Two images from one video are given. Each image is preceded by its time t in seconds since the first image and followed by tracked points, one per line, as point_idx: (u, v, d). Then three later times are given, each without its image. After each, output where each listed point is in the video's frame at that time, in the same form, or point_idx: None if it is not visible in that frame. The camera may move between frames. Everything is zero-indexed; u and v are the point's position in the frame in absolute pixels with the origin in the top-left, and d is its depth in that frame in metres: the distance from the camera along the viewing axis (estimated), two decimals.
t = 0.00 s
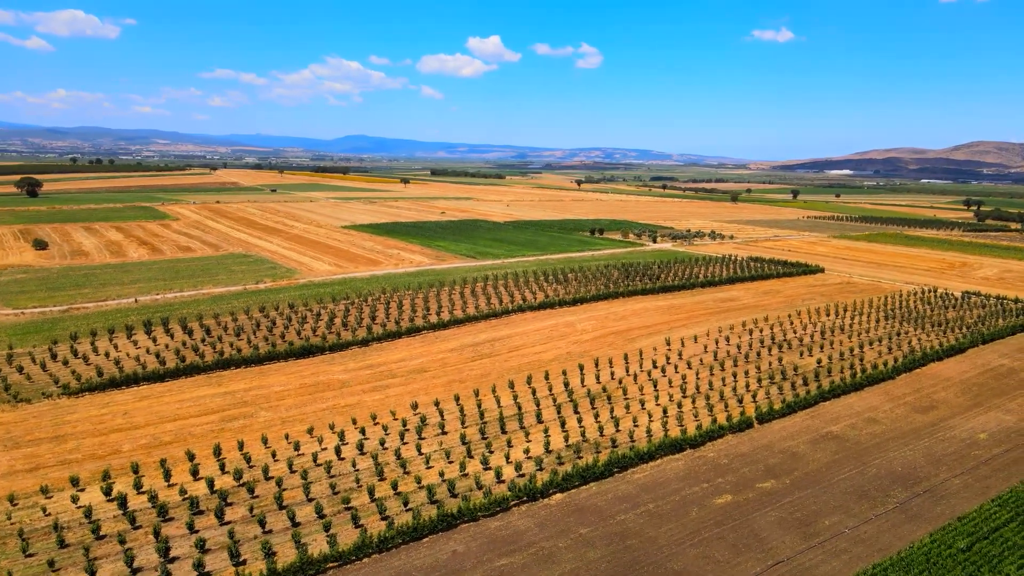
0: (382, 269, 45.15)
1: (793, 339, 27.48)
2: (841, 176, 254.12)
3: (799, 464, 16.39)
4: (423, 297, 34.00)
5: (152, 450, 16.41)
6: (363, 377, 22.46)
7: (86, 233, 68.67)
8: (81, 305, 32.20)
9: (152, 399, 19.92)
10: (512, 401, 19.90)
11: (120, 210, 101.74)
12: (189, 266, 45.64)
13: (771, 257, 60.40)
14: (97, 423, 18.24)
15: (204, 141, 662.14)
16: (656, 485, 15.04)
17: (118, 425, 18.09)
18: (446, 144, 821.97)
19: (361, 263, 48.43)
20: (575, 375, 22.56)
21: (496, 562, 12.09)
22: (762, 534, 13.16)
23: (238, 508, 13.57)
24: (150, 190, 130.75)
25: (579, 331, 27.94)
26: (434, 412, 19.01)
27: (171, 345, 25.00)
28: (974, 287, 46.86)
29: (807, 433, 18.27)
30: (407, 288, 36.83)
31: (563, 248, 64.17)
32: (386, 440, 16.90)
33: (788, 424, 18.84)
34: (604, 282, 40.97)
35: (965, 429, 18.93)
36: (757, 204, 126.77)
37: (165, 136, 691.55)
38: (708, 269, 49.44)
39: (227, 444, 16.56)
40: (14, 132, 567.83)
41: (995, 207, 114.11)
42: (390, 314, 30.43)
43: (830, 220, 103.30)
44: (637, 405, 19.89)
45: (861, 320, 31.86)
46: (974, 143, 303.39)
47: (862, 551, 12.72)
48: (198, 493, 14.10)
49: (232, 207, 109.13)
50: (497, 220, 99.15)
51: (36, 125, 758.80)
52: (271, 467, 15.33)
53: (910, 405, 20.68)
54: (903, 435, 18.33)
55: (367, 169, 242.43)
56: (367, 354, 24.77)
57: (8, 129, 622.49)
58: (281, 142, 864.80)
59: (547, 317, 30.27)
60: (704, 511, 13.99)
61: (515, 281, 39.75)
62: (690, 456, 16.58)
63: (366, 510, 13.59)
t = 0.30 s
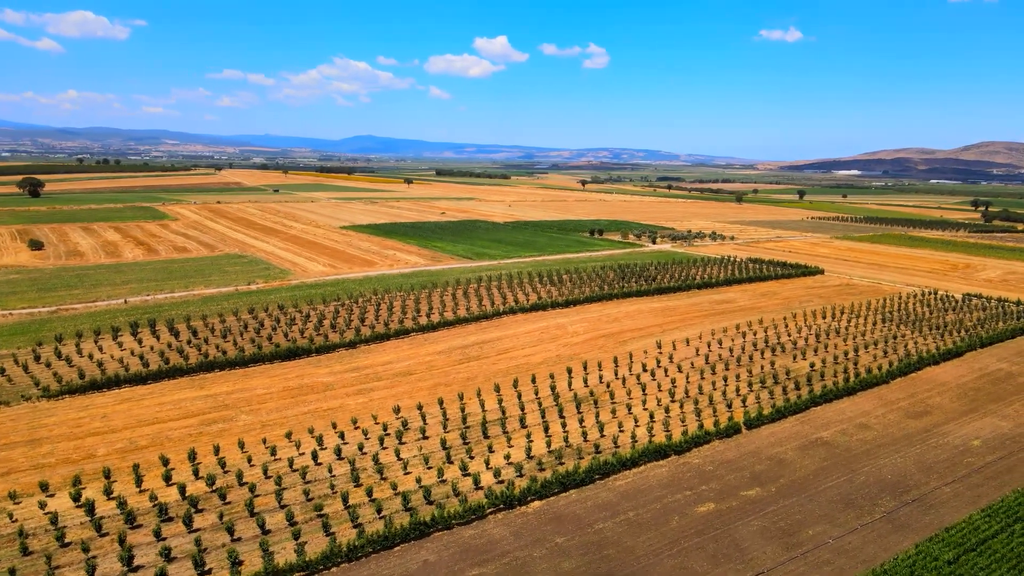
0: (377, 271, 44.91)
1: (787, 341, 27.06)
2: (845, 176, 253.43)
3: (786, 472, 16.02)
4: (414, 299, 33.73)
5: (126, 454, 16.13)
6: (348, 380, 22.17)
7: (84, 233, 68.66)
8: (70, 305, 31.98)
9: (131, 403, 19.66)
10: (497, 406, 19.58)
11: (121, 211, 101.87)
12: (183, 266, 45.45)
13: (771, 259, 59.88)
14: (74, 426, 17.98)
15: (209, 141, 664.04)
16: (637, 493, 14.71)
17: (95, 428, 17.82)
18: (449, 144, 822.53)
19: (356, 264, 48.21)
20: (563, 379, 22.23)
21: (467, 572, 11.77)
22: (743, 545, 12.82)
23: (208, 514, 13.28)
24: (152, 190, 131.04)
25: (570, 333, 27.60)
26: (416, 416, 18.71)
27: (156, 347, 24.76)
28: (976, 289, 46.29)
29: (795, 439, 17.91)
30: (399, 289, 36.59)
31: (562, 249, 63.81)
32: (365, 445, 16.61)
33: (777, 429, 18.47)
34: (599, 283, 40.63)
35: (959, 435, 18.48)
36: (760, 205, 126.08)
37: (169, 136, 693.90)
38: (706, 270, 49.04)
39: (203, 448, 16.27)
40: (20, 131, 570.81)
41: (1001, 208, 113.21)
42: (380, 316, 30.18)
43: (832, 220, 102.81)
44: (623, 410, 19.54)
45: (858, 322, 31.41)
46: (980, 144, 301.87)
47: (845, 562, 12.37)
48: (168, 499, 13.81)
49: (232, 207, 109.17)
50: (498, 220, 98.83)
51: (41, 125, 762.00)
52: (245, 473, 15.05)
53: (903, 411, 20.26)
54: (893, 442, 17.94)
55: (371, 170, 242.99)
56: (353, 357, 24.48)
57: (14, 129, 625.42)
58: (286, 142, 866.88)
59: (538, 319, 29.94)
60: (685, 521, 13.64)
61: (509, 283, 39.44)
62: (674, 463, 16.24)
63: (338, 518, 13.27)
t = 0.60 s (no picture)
0: (375, 271, 44.76)
1: (785, 344, 26.60)
2: (854, 176, 251.67)
3: (776, 478, 15.70)
4: (410, 301, 33.53)
5: (108, 457, 15.98)
6: (338, 382, 21.97)
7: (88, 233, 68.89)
8: (65, 305, 31.94)
9: (117, 404, 19.54)
10: (486, 409, 19.32)
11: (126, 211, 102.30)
12: (183, 266, 45.45)
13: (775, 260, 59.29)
14: (59, 427, 17.85)
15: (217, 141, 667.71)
16: (622, 499, 14.44)
17: (79, 430, 17.67)
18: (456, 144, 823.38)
19: (355, 264, 48.07)
20: (554, 381, 21.94)
21: None
22: (727, 553, 12.54)
23: (185, 519, 13.10)
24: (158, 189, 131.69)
25: (565, 335, 27.31)
26: (403, 419, 18.47)
27: (147, 348, 24.67)
28: (983, 291, 45.57)
29: (787, 445, 17.57)
30: (396, 290, 36.42)
31: (564, 249, 63.48)
32: (349, 448, 16.40)
33: (770, 434, 18.13)
34: (598, 284, 40.29)
35: (956, 441, 18.05)
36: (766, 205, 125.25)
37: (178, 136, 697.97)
38: (708, 271, 48.59)
39: (185, 451, 16.11)
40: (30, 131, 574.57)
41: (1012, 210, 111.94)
42: (374, 317, 30.01)
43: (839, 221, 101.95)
44: (614, 414, 19.23)
45: (859, 325, 30.90)
46: (991, 145, 299.16)
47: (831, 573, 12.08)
48: (145, 503, 13.64)
49: (237, 207, 109.52)
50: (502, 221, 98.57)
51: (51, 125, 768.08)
52: (225, 476, 14.86)
53: (899, 416, 19.85)
54: (889, 448, 17.55)
55: (377, 170, 242.82)
56: (344, 358, 24.29)
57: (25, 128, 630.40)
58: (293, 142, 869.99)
59: (533, 321, 29.66)
60: (669, 528, 13.36)
61: (507, 284, 39.16)
62: (662, 468, 15.95)
63: (315, 523, 13.05)
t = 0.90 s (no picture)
0: (374, 272, 44.62)
1: (783, 345, 26.19)
2: (863, 177, 249.79)
3: (765, 484, 15.40)
4: (406, 302, 33.39)
5: (90, 458, 15.87)
6: (327, 383, 21.84)
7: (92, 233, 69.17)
8: (61, 305, 31.93)
9: (105, 405, 19.45)
10: (474, 411, 19.13)
11: (132, 210, 102.81)
12: (183, 266, 45.51)
13: (780, 261, 58.72)
14: (44, 428, 17.76)
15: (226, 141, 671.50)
16: (606, 505, 14.20)
17: (64, 431, 17.58)
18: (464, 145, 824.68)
19: (355, 265, 47.99)
20: (546, 384, 21.71)
21: None
22: (709, 562, 12.29)
23: (161, 522, 12.95)
24: (165, 190, 132.38)
25: (559, 337, 27.07)
26: (391, 421, 18.30)
27: (140, 348, 24.60)
28: (990, 294, 44.87)
29: (778, 450, 17.26)
30: (393, 291, 36.27)
31: (566, 250, 63.20)
32: (333, 451, 16.24)
33: (761, 439, 17.82)
34: (597, 285, 39.97)
35: (953, 447, 17.64)
36: (774, 206, 124.39)
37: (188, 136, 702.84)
38: (709, 272, 48.17)
39: (168, 453, 15.99)
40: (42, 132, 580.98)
41: None
42: (369, 318, 29.87)
43: (847, 222, 101.02)
44: (604, 417, 18.98)
45: (860, 327, 30.39)
46: (1003, 145, 296.07)
47: None
48: (122, 506, 13.49)
49: (242, 207, 109.96)
50: (507, 221, 98.33)
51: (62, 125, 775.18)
52: (206, 478, 14.71)
53: (896, 421, 19.44)
54: (883, 454, 17.17)
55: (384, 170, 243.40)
56: (336, 360, 24.17)
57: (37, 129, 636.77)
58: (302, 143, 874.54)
59: (529, 322, 29.45)
60: (652, 535, 13.10)
61: (505, 285, 38.92)
62: (649, 474, 15.69)
63: (293, 527, 12.87)
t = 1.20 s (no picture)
0: (373, 273, 44.57)
1: (780, 348, 25.79)
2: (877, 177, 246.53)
3: (753, 490, 15.14)
4: (401, 303, 33.27)
5: (73, 459, 15.78)
6: (317, 385, 21.71)
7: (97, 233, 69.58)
8: (58, 305, 31.97)
9: (92, 406, 19.40)
10: (462, 414, 18.93)
11: (138, 211, 103.44)
12: (183, 267, 45.60)
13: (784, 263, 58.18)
14: (30, 429, 17.70)
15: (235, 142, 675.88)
16: (589, 511, 13.98)
17: (49, 432, 17.51)
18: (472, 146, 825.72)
19: (354, 266, 47.97)
20: (537, 386, 21.47)
21: None
22: (690, 570, 12.08)
23: (138, 526, 12.83)
24: (171, 190, 133.27)
25: (553, 339, 26.83)
26: (377, 424, 18.13)
27: (133, 349, 24.60)
28: (997, 296, 44.17)
29: (769, 454, 16.98)
30: (390, 292, 36.15)
31: (569, 251, 62.97)
32: (316, 454, 16.09)
33: (752, 444, 17.51)
34: (596, 287, 39.72)
35: (948, 453, 17.22)
36: (781, 207, 123.60)
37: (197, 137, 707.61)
38: (711, 274, 47.77)
39: (150, 455, 15.88)
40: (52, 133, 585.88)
41: None
42: (364, 319, 29.78)
43: (855, 224, 100.13)
44: (593, 421, 18.73)
45: (860, 329, 29.88)
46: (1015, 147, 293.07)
47: None
48: (100, 509, 13.39)
49: (248, 208, 110.48)
50: (511, 222, 98.22)
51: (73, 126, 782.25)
52: (186, 480, 14.59)
53: (891, 426, 19.01)
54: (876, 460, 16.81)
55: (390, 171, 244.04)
56: (328, 361, 24.05)
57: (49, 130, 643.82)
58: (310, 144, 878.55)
59: (523, 323, 29.25)
60: (633, 541, 12.90)
61: (504, 286, 38.71)
62: (635, 479, 15.45)
63: (269, 531, 12.70)
